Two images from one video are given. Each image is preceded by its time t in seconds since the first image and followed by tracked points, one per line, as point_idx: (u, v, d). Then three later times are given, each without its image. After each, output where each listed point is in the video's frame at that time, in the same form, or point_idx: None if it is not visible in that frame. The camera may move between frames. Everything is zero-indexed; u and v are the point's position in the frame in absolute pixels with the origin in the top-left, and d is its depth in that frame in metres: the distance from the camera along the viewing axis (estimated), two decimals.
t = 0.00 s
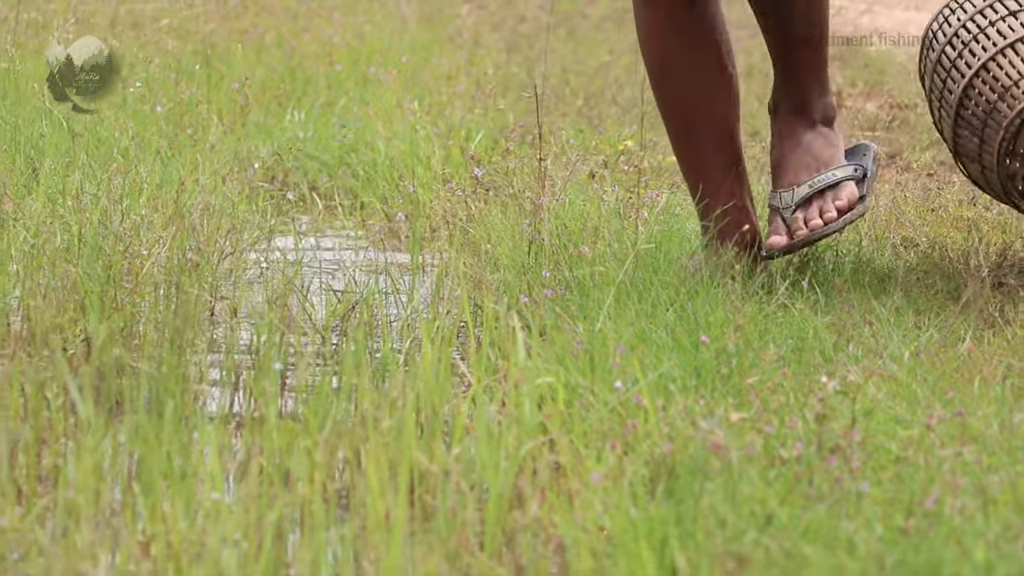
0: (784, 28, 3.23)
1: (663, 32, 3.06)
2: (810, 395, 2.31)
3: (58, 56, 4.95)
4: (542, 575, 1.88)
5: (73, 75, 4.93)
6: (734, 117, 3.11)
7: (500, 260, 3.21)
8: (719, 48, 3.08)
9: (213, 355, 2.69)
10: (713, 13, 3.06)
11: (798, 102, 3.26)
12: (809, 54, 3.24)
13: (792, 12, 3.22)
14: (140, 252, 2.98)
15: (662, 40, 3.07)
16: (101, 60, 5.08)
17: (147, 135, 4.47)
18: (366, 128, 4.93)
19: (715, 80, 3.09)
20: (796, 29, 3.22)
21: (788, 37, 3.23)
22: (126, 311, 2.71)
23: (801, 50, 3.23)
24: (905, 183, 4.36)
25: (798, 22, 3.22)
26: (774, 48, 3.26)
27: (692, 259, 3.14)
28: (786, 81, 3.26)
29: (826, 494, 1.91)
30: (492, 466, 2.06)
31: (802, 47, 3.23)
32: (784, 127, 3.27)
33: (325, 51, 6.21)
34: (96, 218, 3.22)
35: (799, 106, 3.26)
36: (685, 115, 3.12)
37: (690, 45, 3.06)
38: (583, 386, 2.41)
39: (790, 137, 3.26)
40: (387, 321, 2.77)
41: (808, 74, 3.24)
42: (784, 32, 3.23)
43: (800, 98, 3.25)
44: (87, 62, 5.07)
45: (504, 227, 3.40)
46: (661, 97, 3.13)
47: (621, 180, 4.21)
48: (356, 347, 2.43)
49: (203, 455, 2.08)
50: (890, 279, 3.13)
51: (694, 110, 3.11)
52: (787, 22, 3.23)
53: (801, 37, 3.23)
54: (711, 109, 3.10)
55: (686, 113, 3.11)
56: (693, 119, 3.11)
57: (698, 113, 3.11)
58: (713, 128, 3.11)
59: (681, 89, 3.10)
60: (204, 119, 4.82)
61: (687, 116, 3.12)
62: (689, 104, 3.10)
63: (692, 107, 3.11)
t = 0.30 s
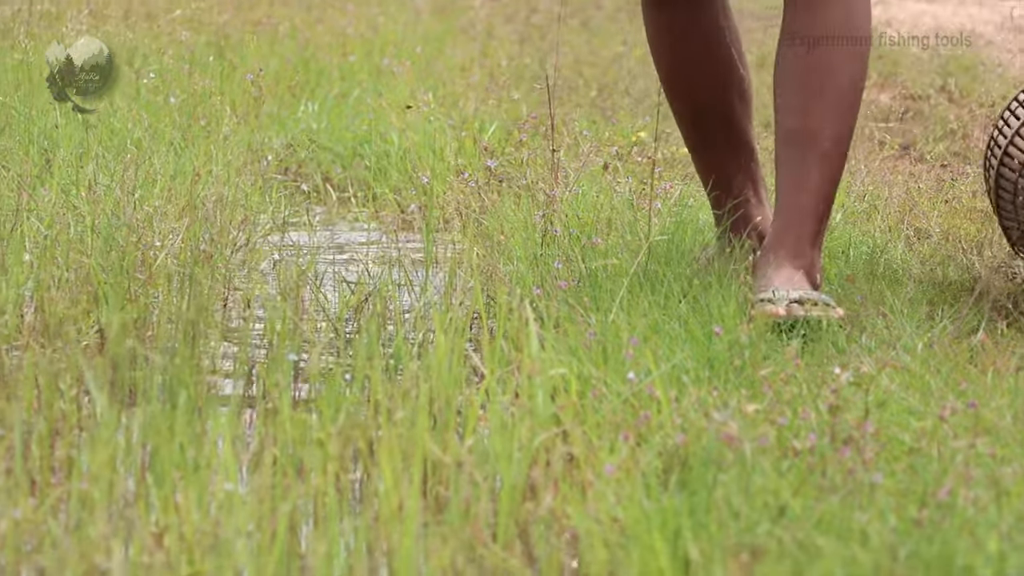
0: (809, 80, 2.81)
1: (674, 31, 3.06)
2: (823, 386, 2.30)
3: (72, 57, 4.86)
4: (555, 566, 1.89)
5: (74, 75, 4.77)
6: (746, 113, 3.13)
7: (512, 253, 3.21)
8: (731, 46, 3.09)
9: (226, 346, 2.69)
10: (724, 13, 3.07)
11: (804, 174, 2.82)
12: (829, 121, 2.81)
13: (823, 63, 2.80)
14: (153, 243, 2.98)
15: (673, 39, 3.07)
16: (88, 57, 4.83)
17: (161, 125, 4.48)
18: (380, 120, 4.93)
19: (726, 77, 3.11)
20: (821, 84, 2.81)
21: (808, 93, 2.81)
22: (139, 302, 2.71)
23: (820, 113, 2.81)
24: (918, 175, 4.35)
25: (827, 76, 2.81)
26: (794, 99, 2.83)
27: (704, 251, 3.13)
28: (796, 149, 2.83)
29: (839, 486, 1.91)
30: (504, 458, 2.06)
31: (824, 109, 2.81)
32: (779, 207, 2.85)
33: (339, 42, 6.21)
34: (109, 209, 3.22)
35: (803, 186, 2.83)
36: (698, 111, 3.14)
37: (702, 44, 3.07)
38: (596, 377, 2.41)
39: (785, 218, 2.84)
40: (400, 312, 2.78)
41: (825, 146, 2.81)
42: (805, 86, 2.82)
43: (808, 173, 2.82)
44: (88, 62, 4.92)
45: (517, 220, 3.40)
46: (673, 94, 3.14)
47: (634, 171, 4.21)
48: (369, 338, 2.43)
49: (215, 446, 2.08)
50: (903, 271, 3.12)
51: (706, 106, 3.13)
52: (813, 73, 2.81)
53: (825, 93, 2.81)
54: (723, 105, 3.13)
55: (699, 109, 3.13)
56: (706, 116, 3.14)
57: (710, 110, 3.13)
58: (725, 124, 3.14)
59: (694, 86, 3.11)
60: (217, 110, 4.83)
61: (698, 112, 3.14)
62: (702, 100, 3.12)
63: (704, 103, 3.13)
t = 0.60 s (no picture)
0: (830, 78, 2.77)
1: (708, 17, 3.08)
2: (831, 377, 2.30)
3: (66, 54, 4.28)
4: (562, 557, 1.89)
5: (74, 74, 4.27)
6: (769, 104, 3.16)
7: (520, 246, 3.21)
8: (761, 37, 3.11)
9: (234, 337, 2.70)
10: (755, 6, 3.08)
11: (820, 172, 2.81)
12: (848, 120, 2.78)
13: (845, 63, 2.76)
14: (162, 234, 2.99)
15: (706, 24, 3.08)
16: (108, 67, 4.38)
17: (169, 117, 4.49)
18: (387, 112, 4.93)
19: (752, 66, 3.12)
20: (842, 83, 2.77)
21: (828, 92, 2.77)
22: (147, 295, 2.72)
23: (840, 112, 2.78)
24: (925, 167, 4.34)
25: (848, 77, 2.77)
26: (812, 96, 2.79)
27: (712, 244, 3.13)
28: (814, 147, 2.80)
29: (847, 476, 1.90)
30: (512, 450, 2.06)
31: (843, 108, 2.78)
32: (794, 203, 2.84)
33: (347, 34, 6.21)
34: (117, 201, 3.23)
35: (822, 184, 2.81)
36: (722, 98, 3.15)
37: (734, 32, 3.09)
38: (603, 368, 2.41)
39: (799, 214, 2.84)
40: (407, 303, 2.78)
41: (842, 144, 2.79)
42: (826, 84, 2.77)
43: (825, 170, 2.81)
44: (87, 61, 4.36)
45: (525, 212, 3.39)
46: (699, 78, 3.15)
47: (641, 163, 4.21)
48: (376, 329, 2.43)
49: (223, 438, 2.09)
50: (912, 263, 3.12)
51: (731, 94, 3.14)
52: (835, 72, 2.77)
53: (847, 92, 2.77)
54: (748, 94, 3.15)
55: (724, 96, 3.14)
56: (730, 103, 3.15)
57: (733, 98, 3.15)
58: (748, 114, 3.16)
59: (721, 73, 3.13)
60: (225, 102, 4.84)
61: (723, 100, 3.15)
62: (727, 88, 3.14)
63: (729, 91, 3.14)
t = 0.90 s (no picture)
0: (856, 78, 2.74)
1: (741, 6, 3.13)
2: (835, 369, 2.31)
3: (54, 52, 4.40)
4: (567, 549, 1.89)
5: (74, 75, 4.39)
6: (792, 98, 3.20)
7: (524, 237, 3.21)
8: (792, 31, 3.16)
9: (239, 329, 2.70)
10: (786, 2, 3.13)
11: (840, 174, 2.79)
12: (869, 123, 2.76)
13: (871, 64, 2.72)
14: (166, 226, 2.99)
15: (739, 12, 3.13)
16: (100, 68, 4.45)
17: (173, 109, 4.49)
18: (391, 104, 4.93)
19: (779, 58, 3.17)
20: (867, 84, 2.74)
21: (853, 93, 2.75)
22: (151, 287, 2.72)
23: (863, 114, 2.75)
24: (930, 159, 4.34)
25: (872, 78, 2.74)
26: (834, 97, 2.76)
27: (717, 235, 3.14)
28: (835, 147, 2.78)
29: (851, 468, 1.90)
30: (516, 442, 2.06)
31: (867, 110, 2.75)
32: (809, 202, 2.83)
33: (351, 26, 6.21)
34: (122, 193, 3.23)
35: (839, 185, 2.80)
36: (746, 87, 3.20)
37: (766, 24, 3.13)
38: (607, 360, 2.41)
39: (814, 214, 2.82)
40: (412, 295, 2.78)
41: (863, 148, 2.77)
42: (852, 85, 2.74)
43: (844, 170, 2.79)
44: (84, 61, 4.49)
45: (529, 204, 3.39)
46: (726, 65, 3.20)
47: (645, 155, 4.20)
48: (380, 321, 2.43)
49: (228, 430, 2.09)
50: (917, 255, 3.12)
51: (756, 86, 3.19)
52: (861, 74, 2.74)
53: (871, 94, 2.75)
54: (772, 85, 3.19)
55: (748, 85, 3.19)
56: (753, 93, 3.20)
57: (757, 88, 3.20)
58: (769, 104, 3.20)
59: (747, 62, 3.18)
60: (229, 94, 4.84)
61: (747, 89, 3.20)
62: (750, 78, 3.19)
63: (753, 80, 3.19)
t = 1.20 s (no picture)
0: (876, 76, 2.72)
1: None
2: (835, 360, 2.31)
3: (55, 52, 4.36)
4: (567, 540, 1.89)
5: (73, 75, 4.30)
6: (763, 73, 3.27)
7: (524, 229, 3.21)
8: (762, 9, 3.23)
9: (239, 319, 2.70)
10: None
11: (856, 172, 2.77)
12: (886, 121, 2.74)
13: (890, 64, 2.71)
14: (167, 218, 2.99)
15: None
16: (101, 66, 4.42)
17: (175, 100, 4.49)
18: (393, 95, 4.93)
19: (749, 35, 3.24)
20: (887, 83, 2.72)
21: (873, 91, 2.72)
22: (153, 278, 2.71)
23: (883, 112, 2.73)
24: (931, 150, 4.34)
25: (891, 77, 2.72)
26: (853, 95, 2.73)
27: (718, 226, 3.14)
28: (851, 143, 2.76)
29: (852, 459, 1.90)
30: (518, 433, 2.07)
31: (886, 108, 2.73)
32: (823, 196, 2.80)
33: (352, 17, 6.20)
34: (123, 183, 3.23)
35: (854, 179, 2.78)
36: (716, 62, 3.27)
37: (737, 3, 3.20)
38: (608, 351, 2.41)
39: (827, 208, 2.80)
40: (413, 285, 2.78)
41: (880, 146, 2.75)
42: (872, 82, 2.72)
43: (862, 165, 2.77)
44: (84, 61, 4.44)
45: (530, 195, 3.39)
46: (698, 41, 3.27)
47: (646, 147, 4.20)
48: (382, 311, 2.43)
49: (229, 420, 2.09)
50: (919, 246, 3.12)
51: (728, 67, 3.27)
52: (881, 73, 2.71)
53: (891, 92, 2.73)
54: (742, 61, 3.26)
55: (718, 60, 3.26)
56: (723, 67, 3.27)
57: (729, 64, 3.26)
58: (740, 78, 3.28)
59: (719, 38, 3.24)
60: (230, 86, 4.84)
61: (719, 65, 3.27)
62: (723, 54, 3.25)
63: (723, 56, 3.26)
